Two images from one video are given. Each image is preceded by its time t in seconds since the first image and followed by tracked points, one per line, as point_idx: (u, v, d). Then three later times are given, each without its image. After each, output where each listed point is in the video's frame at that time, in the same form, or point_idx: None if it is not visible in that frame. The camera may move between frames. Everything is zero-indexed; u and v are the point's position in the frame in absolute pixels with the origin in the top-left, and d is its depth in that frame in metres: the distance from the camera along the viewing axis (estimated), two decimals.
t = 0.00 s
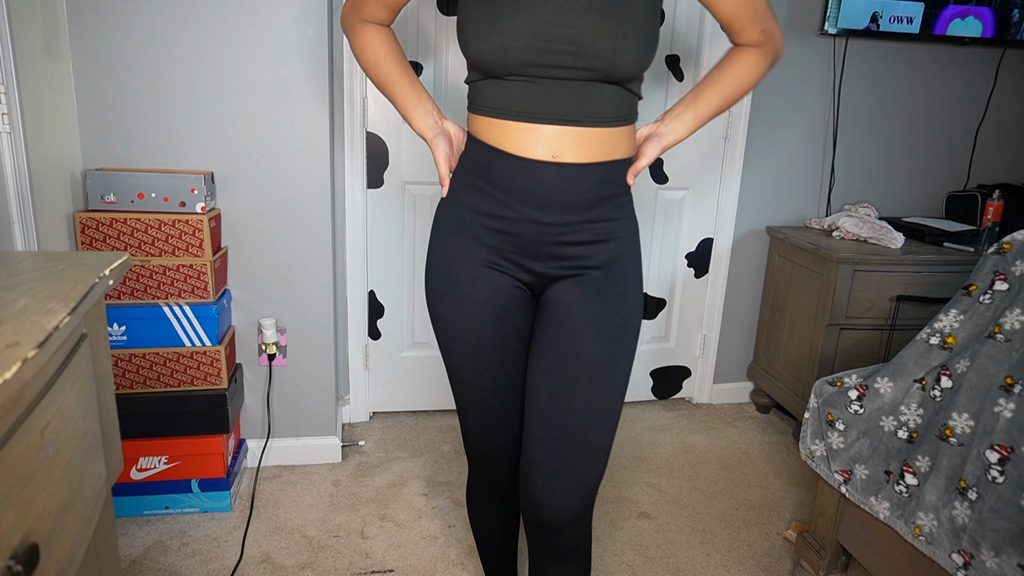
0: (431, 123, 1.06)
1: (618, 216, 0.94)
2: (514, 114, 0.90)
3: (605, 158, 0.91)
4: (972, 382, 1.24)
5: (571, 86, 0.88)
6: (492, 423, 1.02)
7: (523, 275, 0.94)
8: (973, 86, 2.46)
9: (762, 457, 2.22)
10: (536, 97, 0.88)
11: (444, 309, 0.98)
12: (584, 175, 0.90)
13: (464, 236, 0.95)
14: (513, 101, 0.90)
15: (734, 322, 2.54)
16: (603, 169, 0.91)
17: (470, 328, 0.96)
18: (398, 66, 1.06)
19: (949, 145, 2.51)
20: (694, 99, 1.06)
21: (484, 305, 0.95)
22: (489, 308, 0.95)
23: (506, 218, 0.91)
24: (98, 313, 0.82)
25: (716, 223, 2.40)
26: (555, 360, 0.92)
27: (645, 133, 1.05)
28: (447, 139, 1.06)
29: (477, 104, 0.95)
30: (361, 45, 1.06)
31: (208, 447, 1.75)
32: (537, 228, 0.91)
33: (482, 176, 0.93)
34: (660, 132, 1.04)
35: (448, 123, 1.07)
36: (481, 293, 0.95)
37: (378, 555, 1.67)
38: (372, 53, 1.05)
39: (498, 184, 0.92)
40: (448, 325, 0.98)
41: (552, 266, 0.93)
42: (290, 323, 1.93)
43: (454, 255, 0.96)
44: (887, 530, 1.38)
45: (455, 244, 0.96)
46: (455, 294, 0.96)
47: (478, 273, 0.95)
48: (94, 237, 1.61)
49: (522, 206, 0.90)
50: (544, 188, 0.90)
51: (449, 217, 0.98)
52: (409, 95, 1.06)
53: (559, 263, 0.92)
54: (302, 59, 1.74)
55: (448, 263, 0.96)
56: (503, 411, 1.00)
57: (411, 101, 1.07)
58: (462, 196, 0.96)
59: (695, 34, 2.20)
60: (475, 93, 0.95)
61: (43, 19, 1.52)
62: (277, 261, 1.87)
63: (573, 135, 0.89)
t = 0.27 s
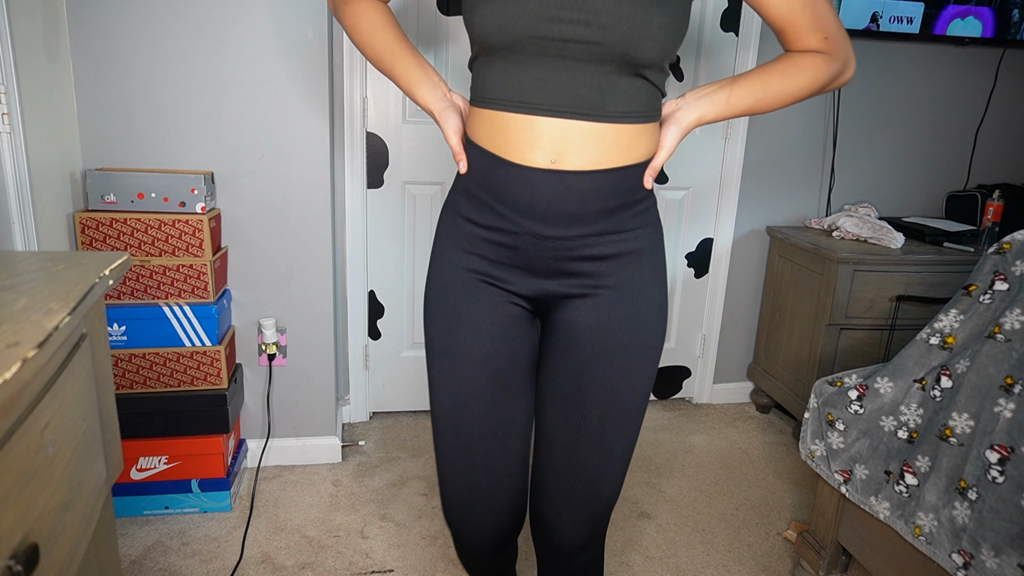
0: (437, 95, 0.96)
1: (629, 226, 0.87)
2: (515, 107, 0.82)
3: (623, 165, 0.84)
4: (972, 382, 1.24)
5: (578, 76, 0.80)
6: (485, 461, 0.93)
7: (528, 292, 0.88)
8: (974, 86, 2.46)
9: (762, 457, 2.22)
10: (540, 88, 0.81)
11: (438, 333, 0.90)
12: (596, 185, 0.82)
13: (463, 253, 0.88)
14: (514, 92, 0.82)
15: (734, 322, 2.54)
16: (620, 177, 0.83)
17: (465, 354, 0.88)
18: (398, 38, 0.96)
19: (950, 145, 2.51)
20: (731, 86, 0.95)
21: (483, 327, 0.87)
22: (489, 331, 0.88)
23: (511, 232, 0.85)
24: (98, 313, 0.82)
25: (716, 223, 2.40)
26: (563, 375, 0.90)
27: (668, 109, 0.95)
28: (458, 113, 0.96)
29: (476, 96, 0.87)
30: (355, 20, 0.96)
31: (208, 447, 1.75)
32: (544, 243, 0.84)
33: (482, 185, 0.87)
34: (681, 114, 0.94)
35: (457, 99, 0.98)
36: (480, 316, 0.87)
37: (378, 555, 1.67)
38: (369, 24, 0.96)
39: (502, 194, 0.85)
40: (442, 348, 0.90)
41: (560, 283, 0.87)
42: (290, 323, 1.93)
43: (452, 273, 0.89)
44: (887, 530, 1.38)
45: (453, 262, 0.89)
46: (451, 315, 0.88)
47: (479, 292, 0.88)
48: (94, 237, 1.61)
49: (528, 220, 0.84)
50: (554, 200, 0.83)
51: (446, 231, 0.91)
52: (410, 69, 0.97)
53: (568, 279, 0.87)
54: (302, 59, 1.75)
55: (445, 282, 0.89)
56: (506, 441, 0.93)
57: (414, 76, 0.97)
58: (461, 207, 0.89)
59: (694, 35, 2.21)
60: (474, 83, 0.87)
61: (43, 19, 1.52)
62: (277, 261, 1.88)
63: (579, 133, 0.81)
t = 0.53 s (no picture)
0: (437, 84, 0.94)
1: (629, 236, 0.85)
2: (512, 109, 0.80)
3: (624, 173, 0.82)
4: (973, 382, 1.24)
5: (578, 79, 0.78)
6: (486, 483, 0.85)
7: (525, 303, 0.85)
8: (974, 86, 2.46)
9: (762, 457, 2.22)
10: (538, 91, 0.79)
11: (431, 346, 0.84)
12: (595, 194, 0.81)
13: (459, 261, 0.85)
14: (514, 93, 0.80)
15: (734, 322, 2.54)
16: (619, 187, 0.82)
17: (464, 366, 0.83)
18: (395, 26, 0.94)
19: (950, 144, 2.51)
20: (744, 87, 0.93)
21: (482, 337, 0.83)
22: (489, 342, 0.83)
23: (509, 240, 0.82)
24: (97, 313, 0.82)
25: (716, 223, 2.40)
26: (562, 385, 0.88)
27: (675, 110, 0.93)
28: (458, 103, 0.93)
29: (473, 95, 0.85)
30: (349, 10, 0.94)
31: (208, 447, 1.75)
32: (541, 251, 0.82)
33: (479, 190, 0.84)
34: (688, 116, 0.92)
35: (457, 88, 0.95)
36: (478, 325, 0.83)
37: (378, 555, 1.67)
38: (366, 15, 0.93)
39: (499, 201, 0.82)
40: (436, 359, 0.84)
41: (558, 292, 0.85)
42: (290, 323, 1.93)
43: (447, 282, 0.84)
44: (888, 530, 1.38)
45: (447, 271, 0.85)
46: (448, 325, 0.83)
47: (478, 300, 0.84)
48: (94, 237, 1.61)
49: (526, 227, 0.82)
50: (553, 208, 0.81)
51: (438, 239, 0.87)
52: (408, 57, 0.95)
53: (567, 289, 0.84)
54: (303, 59, 1.74)
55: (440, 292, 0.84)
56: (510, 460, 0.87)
57: (413, 67, 0.95)
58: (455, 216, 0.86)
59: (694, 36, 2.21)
60: (472, 82, 0.85)
61: (42, 18, 1.51)
62: (277, 261, 1.87)
63: (577, 139, 0.79)
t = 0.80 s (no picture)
0: (415, 81, 0.91)
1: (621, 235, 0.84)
2: (505, 107, 0.79)
3: (616, 172, 0.81)
4: (973, 382, 1.24)
5: (571, 76, 0.77)
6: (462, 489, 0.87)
7: (513, 307, 0.85)
8: (974, 86, 2.46)
9: (762, 457, 2.22)
10: (532, 89, 0.78)
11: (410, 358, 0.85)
12: (586, 195, 0.80)
13: (444, 267, 0.84)
14: (503, 92, 0.79)
15: (734, 322, 2.54)
16: (608, 187, 0.81)
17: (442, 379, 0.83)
18: (364, 21, 0.89)
19: (949, 144, 2.51)
20: (731, 81, 0.93)
21: (461, 349, 0.83)
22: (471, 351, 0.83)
23: (493, 245, 0.81)
24: (98, 313, 0.82)
25: (716, 223, 2.40)
26: (549, 389, 0.87)
27: (664, 105, 0.93)
28: (440, 102, 0.91)
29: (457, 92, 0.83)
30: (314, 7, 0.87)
31: (208, 447, 1.75)
32: (529, 255, 0.81)
33: (463, 195, 0.83)
34: (678, 111, 0.92)
35: (437, 84, 0.92)
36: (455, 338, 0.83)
37: (377, 555, 1.67)
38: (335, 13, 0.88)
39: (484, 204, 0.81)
40: (417, 370, 0.84)
41: (549, 296, 0.84)
42: (290, 323, 1.93)
43: (432, 290, 0.83)
44: (888, 530, 1.38)
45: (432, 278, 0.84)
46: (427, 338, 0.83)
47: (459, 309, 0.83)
48: (94, 237, 1.61)
49: (513, 231, 0.81)
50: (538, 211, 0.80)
51: (422, 246, 0.86)
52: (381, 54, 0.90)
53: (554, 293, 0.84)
54: (303, 59, 1.74)
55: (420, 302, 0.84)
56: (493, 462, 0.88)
57: (388, 67, 0.91)
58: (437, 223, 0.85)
59: (695, 34, 2.21)
60: (455, 80, 0.84)
61: (43, 18, 1.51)
62: (277, 261, 1.87)
63: (570, 137, 0.79)
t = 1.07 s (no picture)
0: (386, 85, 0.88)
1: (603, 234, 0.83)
2: (488, 110, 0.78)
3: (601, 170, 0.81)
4: (973, 382, 1.24)
5: (552, 74, 0.76)
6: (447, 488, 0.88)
7: (497, 311, 0.83)
8: (974, 86, 2.46)
9: (762, 457, 2.22)
10: (515, 90, 0.77)
11: (388, 364, 0.84)
12: (572, 196, 0.79)
13: (425, 271, 0.82)
14: (485, 92, 0.77)
15: (734, 322, 2.54)
16: (593, 187, 0.81)
17: (423, 383, 0.83)
18: (328, 22, 0.85)
19: (949, 144, 2.51)
20: (702, 77, 0.92)
21: (444, 355, 0.82)
22: (453, 354, 0.83)
23: (476, 249, 0.80)
24: (98, 313, 0.82)
25: (716, 223, 2.40)
26: (535, 391, 0.88)
27: (640, 107, 0.92)
28: (413, 106, 0.88)
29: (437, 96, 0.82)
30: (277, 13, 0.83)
31: (208, 448, 1.75)
32: (512, 258, 0.80)
33: (444, 199, 0.81)
34: (653, 111, 0.91)
35: (408, 88, 0.89)
36: (434, 343, 0.82)
37: (378, 555, 1.67)
38: (298, 18, 0.83)
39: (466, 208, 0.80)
40: (404, 379, 0.83)
41: (535, 300, 0.83)
42: (290, 323, 1.93)
43: (413, 296, 0.82)
44: (887, 530, 1.38)
45: (413, 283, 0.83)
46: (407, 344, 0.82)
47: (440, 313, 0.82)
48: (94, 237, 1.61)
49: (496, 235, 0.80)
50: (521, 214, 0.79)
51: (402, 250, 0.84)
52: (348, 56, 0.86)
53: (538, 296, 0.83)
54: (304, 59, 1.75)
55: (399, 307, 0.83)
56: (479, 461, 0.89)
57: (356, 71, 0.87)
58: (416, 226, 0.83)
59: (695, 34, 2.20)
60: (434, 83, 0.82)
61: (43, 18, 1.51)
62: (277, 261, 1.87)
63: (557, 138, 0.78)
